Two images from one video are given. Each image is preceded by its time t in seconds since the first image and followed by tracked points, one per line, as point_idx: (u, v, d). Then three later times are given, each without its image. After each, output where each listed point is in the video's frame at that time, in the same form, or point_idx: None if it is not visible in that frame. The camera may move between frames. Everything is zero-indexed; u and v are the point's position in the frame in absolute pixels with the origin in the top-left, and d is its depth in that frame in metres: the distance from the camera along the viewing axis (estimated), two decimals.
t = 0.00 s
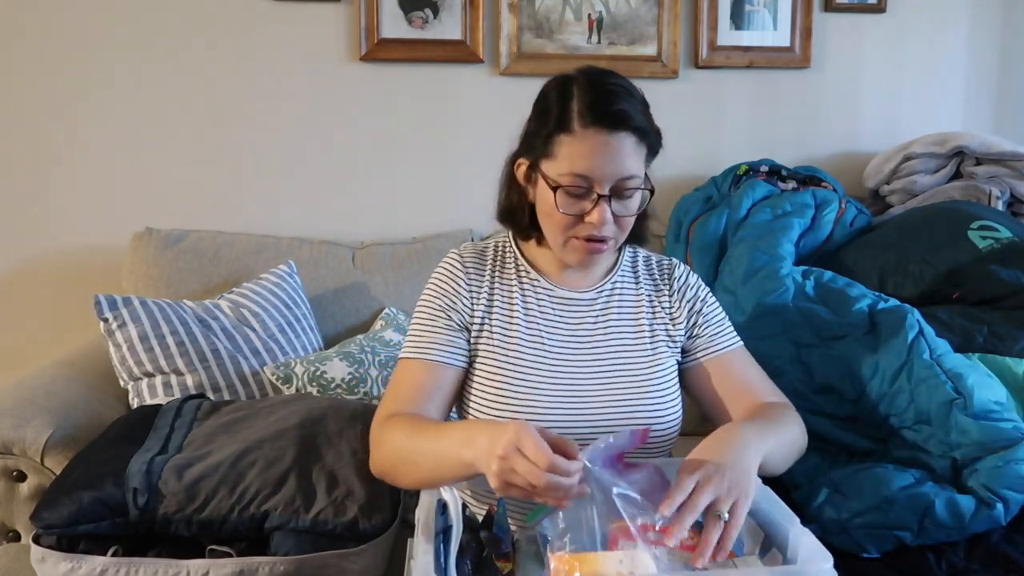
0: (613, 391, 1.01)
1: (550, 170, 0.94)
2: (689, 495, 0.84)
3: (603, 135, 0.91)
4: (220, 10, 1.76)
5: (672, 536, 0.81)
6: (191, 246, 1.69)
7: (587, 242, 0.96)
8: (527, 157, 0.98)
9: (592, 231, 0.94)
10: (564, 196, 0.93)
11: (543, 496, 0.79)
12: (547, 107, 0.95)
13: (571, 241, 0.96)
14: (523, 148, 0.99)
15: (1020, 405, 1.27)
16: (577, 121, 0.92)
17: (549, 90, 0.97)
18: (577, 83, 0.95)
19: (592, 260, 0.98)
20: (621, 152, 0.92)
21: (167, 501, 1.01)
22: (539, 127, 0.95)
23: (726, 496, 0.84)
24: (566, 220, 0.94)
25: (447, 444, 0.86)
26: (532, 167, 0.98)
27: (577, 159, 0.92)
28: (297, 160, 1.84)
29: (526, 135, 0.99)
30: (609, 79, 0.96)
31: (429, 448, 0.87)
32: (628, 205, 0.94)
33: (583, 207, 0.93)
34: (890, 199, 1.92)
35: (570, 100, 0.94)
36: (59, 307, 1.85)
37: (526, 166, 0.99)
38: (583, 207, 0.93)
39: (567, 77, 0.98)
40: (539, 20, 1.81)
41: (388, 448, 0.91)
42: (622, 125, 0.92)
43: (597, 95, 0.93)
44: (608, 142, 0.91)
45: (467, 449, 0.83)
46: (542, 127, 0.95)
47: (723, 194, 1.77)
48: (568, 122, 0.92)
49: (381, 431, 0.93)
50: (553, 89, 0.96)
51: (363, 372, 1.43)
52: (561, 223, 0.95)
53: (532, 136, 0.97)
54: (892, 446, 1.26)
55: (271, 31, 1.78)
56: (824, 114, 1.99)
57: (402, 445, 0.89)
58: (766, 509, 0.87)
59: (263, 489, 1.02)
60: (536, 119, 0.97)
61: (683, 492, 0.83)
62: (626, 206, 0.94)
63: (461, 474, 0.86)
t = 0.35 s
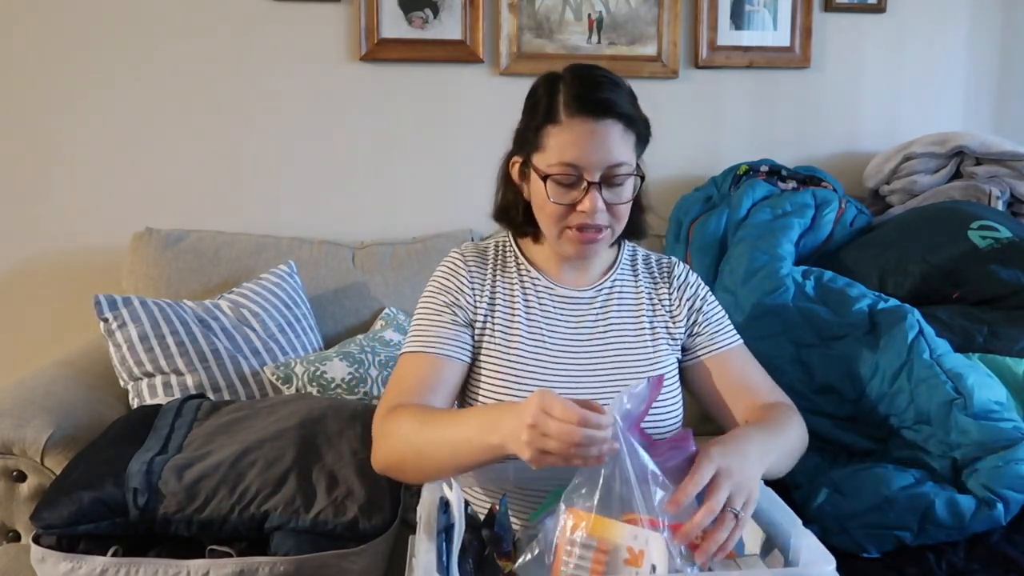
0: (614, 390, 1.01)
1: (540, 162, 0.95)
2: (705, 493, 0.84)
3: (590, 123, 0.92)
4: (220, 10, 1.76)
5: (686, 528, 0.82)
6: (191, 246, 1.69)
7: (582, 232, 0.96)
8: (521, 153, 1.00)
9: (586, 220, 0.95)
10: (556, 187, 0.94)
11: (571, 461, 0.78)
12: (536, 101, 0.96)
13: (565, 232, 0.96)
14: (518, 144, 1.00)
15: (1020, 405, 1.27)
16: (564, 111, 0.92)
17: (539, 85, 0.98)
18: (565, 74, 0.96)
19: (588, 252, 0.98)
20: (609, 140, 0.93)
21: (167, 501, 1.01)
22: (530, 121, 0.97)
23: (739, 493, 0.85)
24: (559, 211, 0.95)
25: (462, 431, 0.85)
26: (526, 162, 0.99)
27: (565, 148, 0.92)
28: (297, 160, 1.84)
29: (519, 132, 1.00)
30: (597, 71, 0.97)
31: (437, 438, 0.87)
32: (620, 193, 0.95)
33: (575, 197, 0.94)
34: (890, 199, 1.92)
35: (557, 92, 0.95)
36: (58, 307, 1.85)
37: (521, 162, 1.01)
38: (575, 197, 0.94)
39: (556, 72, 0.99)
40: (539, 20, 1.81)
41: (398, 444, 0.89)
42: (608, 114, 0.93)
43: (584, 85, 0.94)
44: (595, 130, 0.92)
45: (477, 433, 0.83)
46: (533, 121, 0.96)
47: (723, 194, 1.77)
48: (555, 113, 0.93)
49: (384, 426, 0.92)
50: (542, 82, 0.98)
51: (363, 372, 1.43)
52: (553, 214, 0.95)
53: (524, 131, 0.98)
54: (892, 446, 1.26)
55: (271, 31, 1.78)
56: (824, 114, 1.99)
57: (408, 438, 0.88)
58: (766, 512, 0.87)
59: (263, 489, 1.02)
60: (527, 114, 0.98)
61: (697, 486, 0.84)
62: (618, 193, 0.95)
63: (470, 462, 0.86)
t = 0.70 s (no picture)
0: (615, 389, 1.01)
1: (546, 161, 0.95)
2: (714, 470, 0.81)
3: (595, 120, 0.92)
4: (220, 10, 1.76)
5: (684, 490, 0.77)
6: (191, 245, 1.69)
7: (588, 230, 0.95)
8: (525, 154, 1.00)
9: (592, 218, 0.94)
10: (561, 184, 0.94)
11: (589, 399, 0.73)
12: (540, 101, 0.97)
13: (572, 229, 0.96)
14: (522, 146, 1.00)
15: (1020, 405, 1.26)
16: (569, 108, 0.93)
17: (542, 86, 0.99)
18: (568, 74, 0.97)
19: (594, 250, 0.97)
20: (614, 136, 0.93)
21: (167, 502, 1.01)
22: (534, 122, 0.97)
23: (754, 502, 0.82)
24: (565, 209, 0.94)
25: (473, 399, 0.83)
26: (530, 163, 0.99)
27: (569, 144, 0.92)
28: (297, 160, 1.84)
29: (523, 133, 1.01)
30: (600, 71, 0.98)
31: (448, 413, 0.85)
32: (625, 189, 0.94)
33: (581, 194, 0.94)
34: (890, 199, 1.92)
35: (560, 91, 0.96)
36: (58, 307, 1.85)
37: (524, 164, 1.01)
38: (581, 194, 0.94)
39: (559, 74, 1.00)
40: (539, 20, 1.81)
41: (410, 429, 0.88)
42: (613, 111, 0.93)
43: (587, 82, 0.94)
44: (600, 127, 0.92)
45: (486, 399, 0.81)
46: (537, 120, 0.96)
47: (723, 194, 1.77)
48: (561, 112, 0.94)
49: (394, 417, 0.90)
50: (545, 83, 0.98)
51: (363, 372, 1.43)
52: (558, 211, 0.95)
53: (529, 132, 0.98)
54: (892, 447, 1.26)
55: (271, 31, 1.78)
56: (824, 113, 1.99)
57: (420, 421, 0.87)
58: (768, 512, 0.87)
59: (263, 488, 1.02)
60: (531, 115, 0.98)
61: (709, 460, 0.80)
62: (623, 190, 0.94)
63: (488, 432, 0.84)
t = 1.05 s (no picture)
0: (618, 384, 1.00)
1: (542, 149, 0.95)
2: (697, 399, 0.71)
3: (589, 105, 0.93)
4: (220, 10, 1.76)
5: (651, 415, 0.68)
6: (191, 245, 1.69)
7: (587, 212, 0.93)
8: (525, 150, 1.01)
9: (589, 200, 0.92)
10: (557, 168, 0.93)
11: (573, 314, 0.71)
12: (537, 96, 0.98)
13: (572, 213, 0.94)
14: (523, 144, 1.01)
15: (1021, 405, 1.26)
16: (563, 96, 0.94)
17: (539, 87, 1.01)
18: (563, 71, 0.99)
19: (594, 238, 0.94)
20: (609, 120, 0.93)
21: (167, 502, 1.01)
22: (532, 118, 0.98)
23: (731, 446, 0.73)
24: (563, 191, 0.93)
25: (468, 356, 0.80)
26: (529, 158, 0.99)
27: (566, 128, 0.93)
28: (296, 160, 1.84)
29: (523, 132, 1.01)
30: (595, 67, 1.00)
31: (448, 382, 0.83)
32: (623, 171, 0.93)
33: (577, 176, 0.92)
34: (890, 199, 1.92)
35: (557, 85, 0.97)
36: (58, 307, 1.85)
37: (524, 162, 1.01)
38: (577, 176, 0.92)
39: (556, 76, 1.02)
40: (539, 20, 1.81)
41: (416, 412, 0.86)
42: (607, 96, 0.94)
43: (581, 72, 0.96)
44: (594, 110, 0.93)
45: (481, 356, 0.78)
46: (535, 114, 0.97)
47: (723, 194, 1.78)
48: (556, 100, 0.95)
49: (402, 407, 0.89)
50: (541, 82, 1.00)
51: (363, 372, 1.43)
52: (556, 195, 0.93)
53: (529, 129, 0.99)
54: (892, 447, 1.27)
55: (271, 31, 1.78)
56: (824, 114, 2.00)
57: (425, 399, 0.85)
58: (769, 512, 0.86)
59: (264, 488, 1.02)
60: (529, 113, 1.00)
61: (692, 385, 0.70)
62: (620, 173, 0.93)
63: (495, 386, 0.81)
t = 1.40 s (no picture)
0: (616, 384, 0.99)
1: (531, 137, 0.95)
2: (694, 287, 0.71)
3: (575, 94, 0.94)
4: (220, 10, 1.76)
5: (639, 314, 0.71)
6: (191, 245, 1.69)
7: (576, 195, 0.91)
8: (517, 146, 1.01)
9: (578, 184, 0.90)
10: (545, 154, 0.92)
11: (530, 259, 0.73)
12: (527, 94, 1.00)
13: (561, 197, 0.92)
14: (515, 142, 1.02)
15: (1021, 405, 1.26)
16: (550, 88, 0.95)
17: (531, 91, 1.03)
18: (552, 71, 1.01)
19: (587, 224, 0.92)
20: (597, 108, 0.93)
21: (167, 502, 1.01)
22: (523, 113, 0.99)
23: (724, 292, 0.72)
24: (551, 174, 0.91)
25: (460, 331, 0.82)
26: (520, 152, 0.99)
27: (553, 116, 0.93)
28: (296, 160, 1.84)
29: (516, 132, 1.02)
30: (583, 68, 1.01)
31: (446, 364, 0.84)
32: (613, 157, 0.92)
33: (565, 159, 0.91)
34: (890, 199, 1.92)
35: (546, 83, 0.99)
36: (58, 307, 1.85)
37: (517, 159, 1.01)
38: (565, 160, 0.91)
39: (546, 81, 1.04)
40: (539, 20, 1.81)
41: (422, 404, 0.86)
42: (594, 88, 0.95)
43: (570, 69, 0.97)
44: (580, 98, 0.93)
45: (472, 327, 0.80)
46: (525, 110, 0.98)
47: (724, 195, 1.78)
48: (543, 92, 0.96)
49: (408, 407, 0.90)
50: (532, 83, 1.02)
51: (363, 372, 1.43)
52: (545, 181, 0.92)
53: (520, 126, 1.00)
54: (892, 447, 1.27)
55: (271, 31, 1.78)
56: (824, 113, 2.00)
57: (428, 389, 0.85)
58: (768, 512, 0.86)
59: (264, 488, 1.02)
60: (519, 112, 1.01)
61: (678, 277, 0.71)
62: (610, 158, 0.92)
63: (491, 355, 0.82)
